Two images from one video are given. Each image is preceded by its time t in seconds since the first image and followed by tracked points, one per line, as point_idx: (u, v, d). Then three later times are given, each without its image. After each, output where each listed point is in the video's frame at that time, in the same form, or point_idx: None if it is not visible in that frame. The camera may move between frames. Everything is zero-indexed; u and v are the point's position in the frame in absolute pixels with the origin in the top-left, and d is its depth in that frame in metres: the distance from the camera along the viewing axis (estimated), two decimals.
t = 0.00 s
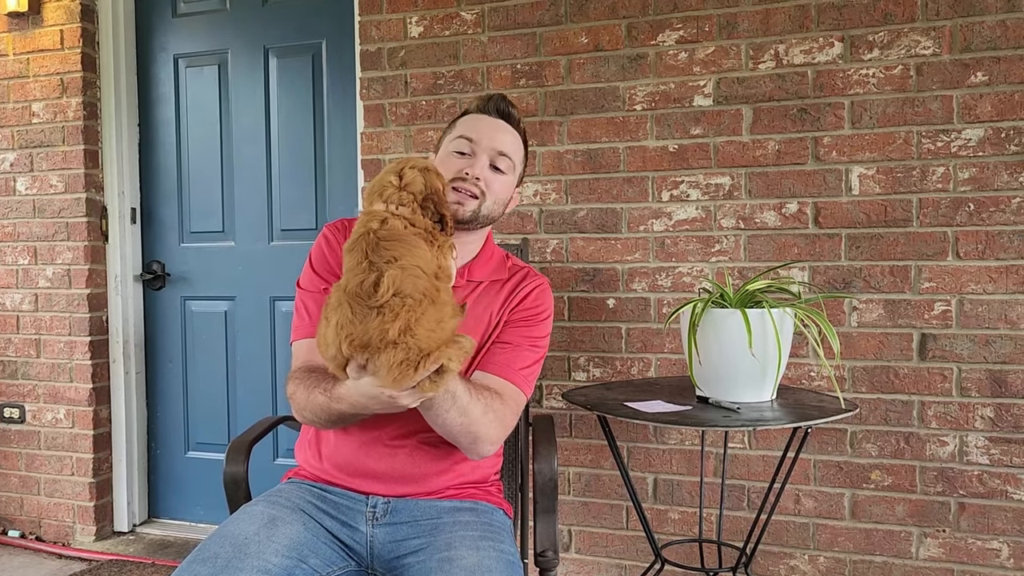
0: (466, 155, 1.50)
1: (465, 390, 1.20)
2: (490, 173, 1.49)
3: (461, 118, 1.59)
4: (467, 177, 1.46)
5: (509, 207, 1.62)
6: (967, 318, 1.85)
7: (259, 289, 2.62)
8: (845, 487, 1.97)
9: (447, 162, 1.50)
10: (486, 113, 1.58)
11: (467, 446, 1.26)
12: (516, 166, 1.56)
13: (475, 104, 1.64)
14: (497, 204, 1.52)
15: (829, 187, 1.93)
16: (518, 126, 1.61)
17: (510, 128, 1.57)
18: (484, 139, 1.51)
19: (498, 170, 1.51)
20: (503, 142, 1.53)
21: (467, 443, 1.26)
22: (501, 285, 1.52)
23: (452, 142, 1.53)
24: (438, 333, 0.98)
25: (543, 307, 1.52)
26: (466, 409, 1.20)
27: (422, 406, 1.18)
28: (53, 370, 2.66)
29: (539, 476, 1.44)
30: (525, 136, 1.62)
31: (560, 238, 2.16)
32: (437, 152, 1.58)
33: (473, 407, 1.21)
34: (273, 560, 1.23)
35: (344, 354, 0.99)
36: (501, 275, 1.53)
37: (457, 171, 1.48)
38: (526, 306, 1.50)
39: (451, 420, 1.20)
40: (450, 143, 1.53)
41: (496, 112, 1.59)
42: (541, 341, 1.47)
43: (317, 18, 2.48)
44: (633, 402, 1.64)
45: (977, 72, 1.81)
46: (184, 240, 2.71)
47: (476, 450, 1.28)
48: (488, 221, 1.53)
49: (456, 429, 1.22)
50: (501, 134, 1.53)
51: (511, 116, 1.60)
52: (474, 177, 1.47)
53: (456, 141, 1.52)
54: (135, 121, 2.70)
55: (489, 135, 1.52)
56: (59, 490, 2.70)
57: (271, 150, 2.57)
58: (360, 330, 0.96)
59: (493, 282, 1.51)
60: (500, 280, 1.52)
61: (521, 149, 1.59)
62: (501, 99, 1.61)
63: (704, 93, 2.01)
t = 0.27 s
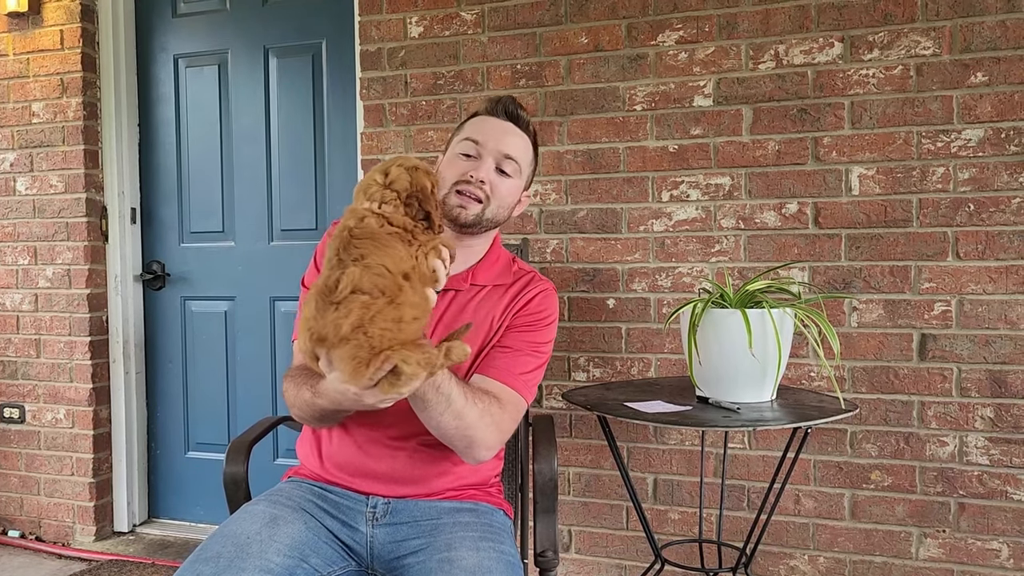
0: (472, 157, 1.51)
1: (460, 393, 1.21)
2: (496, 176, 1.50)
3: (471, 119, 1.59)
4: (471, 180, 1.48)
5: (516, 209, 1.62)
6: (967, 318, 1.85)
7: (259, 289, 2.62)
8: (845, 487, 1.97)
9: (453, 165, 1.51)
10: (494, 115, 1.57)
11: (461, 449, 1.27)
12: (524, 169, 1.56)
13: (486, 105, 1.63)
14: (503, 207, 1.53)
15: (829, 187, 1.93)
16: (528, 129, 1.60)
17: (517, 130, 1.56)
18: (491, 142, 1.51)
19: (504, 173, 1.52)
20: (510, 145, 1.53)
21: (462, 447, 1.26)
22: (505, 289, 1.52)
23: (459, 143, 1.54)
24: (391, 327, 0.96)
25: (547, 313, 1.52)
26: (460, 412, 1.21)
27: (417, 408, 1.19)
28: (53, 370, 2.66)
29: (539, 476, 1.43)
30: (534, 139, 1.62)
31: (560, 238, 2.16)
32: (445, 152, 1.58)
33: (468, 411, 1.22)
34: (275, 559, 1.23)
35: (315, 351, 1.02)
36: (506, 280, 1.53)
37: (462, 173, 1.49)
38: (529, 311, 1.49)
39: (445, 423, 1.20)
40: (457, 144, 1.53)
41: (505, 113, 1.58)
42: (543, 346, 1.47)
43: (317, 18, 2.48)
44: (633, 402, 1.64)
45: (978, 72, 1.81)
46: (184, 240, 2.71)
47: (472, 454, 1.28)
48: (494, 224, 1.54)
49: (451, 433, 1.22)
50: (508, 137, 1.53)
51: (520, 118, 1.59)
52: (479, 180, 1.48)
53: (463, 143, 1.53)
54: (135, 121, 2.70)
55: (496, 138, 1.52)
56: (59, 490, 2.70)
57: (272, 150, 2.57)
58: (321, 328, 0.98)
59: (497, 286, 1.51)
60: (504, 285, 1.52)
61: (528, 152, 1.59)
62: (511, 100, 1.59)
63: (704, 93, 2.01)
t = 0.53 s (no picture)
0: (472, 156, 1.51)
1: (459, 396, 1.21)
2: (496, 174, 1.50)
3: (472, 119, 1.59)
4: (471, 179, 1.48)
5: (519, 208, 1.62)
6: (967, 318, 1.85)
7: (259, 289, 2.62)
8: (845, 487, 1.97)
9: (454, 164, 1.52)
10: (495, 113, 1.58)
11: (458, 452, 1.26)
12: (525, 167, 1.56)
13: (487, 103, 1.64)
14: (504, 206, 1.53)
15: (829, 187, 1.93)
16: (529, 126, 1.61)
17: (518, 129, 1.56)
18: (491, 140, 1.51)
19: (505, 171, 1.52)
20: (510, 143, 1.53)
21: (459, 450, 1.26)
22: (507, 291, 1.51)
23: (460, 143, 1.54)
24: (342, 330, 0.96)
25: (550, 316, 1.51)
26: (458, 415, 1.21)
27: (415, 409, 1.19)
28: (53, 370, 2.66)
29: (539, 477, 1.43)
30: (536, 138, 1.63)
31: (560, 238, 2.16)
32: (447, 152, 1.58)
33: (466, 414, 1.22)
34: (277, 559, 1.23)
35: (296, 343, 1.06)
36: (508, 282, 1.53)
37: (462, 172, 1.49)
38: (531, 314, 1.49)
39: (443, 426, 1.21)
40: (458, 144, 1.54)
41: (505, 112, 1.59)
42: (545, 350, 1.46)
43: (317, 18, 2.48)
44: (633, 402, 1.64)
45: (978, 73, 1.81)
46: (184, 240, 2.71)
47: (470, 458, 1.28)
48: (496, 224, 1.54)
49: (448, 435, 1.22)
50: (508, 136, 1.53)
51: (522, 116, 1.60)
52: (479, 179, 1.48)
53: (464, 142, 1.53)
54: (135, 121, 2.70)
55: (496, 137, 1.52)
56: (59, 489, 2.70)
57: (272, 150, 2.57)
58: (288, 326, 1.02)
59: (499, 289, 1.51)
60: (507, 287, 1.52)
61: (530, 150, 1.59)
62: (512, 99, 1.60)
63: (704, 93, 2.01)
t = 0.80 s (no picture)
0: (469, 154, 1.51)
1: (462, 398, 1.21)
2: (494, 171, 1.50)
3: (469, 118, 1.60)
4: (468, 177, 1.48)
5: (518, 206, 1.61)
6: (967, 318, 1.85)
7: (259, 289, 2.62)
8: (845, 487, 1.97)
9: (451, 163, 1.51)
10: (491, 111, 1.58)
11: (460, 454, 1.27)
12: (523, 164, 1.56)
13: (483, 100, 1.64)
14: (503, 203, 1.52)
15: (829, 187, 1.93)
16: (526, 123, 1.61)
17: (515, 126, 1.56)
18: (487, 138, 1.51)
19: (502, 168, 1.51)
20: (508, 140, 1.53)
21: (460, 452, 1.26)
22: (507, 292, 1.51)
23: (457, 142, 1.54)
24: (320, 333, 0.98)
25: (551, 316, 1.51)
26: (460, 416, 1.21)
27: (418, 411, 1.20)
28: (53, 369, 2.66)
29: (539, 477, 1.43)
30: (533, 134, 1.63)
31: (560, 238, 2.16)
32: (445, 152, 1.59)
33: (467, 415, 1.22)
34: (277, 558, 1.23)
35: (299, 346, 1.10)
36: (508, 282, 1.53)
37: (459, 170, 1.49)
38: (532, 313, 1.49)
39: (444, 427, 1.21)
40: (455, 143, 1.54)
41: (502, 109, 1.59)
42: (546, 350, 1.46)
43: (317, 17, 2.48)
44: (633, 402, 1.64)
45: (978, 73, 1.81)
46: (184, 239, 2.71)
47: (471, 459, 1.28)
48: (495, 222, 1.54)
49: (450, 437, 1.23)
50: (506, 133, 1.53)
51: (518, 113, 1.60)
52: (476, 176, 1.48)
53: (460, 141, 1.53)
54: (135, 121, 2.70)
55: (493, 134, 1.52)
56: (59, 489, 2.70)
57: (271, 149, 2.57)
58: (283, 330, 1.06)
59: (499, 289, 1.51)
60: (506, 287, 1.52)
61: (528, 147, 1.59)
62: (508, 96, 1.61)
63: (704, 93, 2.01)
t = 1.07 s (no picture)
0: (465, 152, 1.50)
1: (465, 397, 1.21)
2: (491, 169, 1.49)
3: (463, 116, 1.59)
4: (466, 176, 1.47)
5: (514, 203, 1.61)
6: (967, 318, 1.85)
7: (259, 289, 2.62)
8: (845, 487, 1.97)
9: (447, 162, 1.50)
10: (485, 109, 1.57)
11: (462, 453, 1.27)
12: (519, 162, 1.55)
13: (476, 97, 1.63)
14: (501, 201, 1.52)
15: (829, 187, 1.93)
16: (520, 119, 1.60)
17: (510, 123, 1.56)
18: (483, 136, 1.50)
19: (499, 166, 1.51)
20: (503, 138, 1.52)
21: (462, 450, 1.26)
22: (506, 289, 1.51)
23: (452, 140, 1.53)
24: (309, 324, 1.02)
25: (551, 312, 1.51)
26: (462, 414, 1.21)
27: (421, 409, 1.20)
28: (53, 369, 2.66)
29: (539, 476, 1.43)
30: (527, 131, 1.62)
31: (560, 238, 2.15)
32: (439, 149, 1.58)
33: (469, 413, 1.22)
34: (277, 558, 1.23)
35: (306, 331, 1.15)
36: (506, 280, 1.52)
37: (456, 169, 1.48)
38: (531, 310, 1.49)
39: (447, 425, 1.21)
40: (450, 142, 1.53)
41: (496, 106, 1.58)
42: (546, 347, 1.46)
43: (317, 17, 2.48)
44: (633, 402, 1.64)
45: (978, 73, 1.81)
46: (184, 239, 2.71)
47: (473, 458, 1.28)
48: (493, 219, 1.53)
49: (453, 435, 1.23)
50: (501, 131, 1.52)
51: (511, 110, 1.59)
52: (474, 175, 1.47)
53: (456, 139, 1.52)
54: (135, 120, 2.70)
55: (488, 132, 1.51)
56: (59, 489, 2.70)
57: (271, 149, 2.57)
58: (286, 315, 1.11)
59: (498, 287, 1.51)
60: (505, 285, 1.52)
61: (523, 145, 1.58)
62: (500, 93, 1.60)
63: (704, 93, 2.01)
